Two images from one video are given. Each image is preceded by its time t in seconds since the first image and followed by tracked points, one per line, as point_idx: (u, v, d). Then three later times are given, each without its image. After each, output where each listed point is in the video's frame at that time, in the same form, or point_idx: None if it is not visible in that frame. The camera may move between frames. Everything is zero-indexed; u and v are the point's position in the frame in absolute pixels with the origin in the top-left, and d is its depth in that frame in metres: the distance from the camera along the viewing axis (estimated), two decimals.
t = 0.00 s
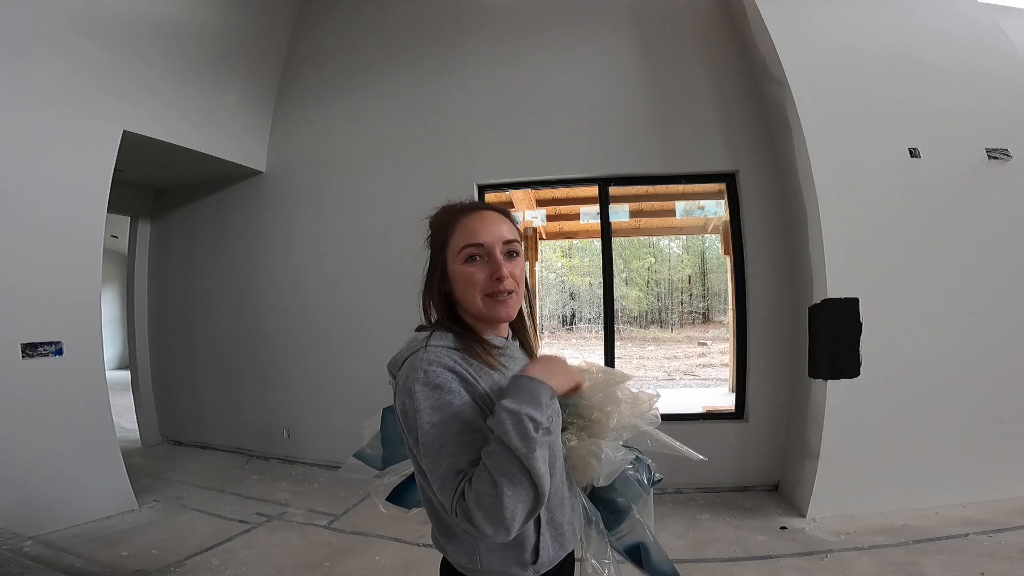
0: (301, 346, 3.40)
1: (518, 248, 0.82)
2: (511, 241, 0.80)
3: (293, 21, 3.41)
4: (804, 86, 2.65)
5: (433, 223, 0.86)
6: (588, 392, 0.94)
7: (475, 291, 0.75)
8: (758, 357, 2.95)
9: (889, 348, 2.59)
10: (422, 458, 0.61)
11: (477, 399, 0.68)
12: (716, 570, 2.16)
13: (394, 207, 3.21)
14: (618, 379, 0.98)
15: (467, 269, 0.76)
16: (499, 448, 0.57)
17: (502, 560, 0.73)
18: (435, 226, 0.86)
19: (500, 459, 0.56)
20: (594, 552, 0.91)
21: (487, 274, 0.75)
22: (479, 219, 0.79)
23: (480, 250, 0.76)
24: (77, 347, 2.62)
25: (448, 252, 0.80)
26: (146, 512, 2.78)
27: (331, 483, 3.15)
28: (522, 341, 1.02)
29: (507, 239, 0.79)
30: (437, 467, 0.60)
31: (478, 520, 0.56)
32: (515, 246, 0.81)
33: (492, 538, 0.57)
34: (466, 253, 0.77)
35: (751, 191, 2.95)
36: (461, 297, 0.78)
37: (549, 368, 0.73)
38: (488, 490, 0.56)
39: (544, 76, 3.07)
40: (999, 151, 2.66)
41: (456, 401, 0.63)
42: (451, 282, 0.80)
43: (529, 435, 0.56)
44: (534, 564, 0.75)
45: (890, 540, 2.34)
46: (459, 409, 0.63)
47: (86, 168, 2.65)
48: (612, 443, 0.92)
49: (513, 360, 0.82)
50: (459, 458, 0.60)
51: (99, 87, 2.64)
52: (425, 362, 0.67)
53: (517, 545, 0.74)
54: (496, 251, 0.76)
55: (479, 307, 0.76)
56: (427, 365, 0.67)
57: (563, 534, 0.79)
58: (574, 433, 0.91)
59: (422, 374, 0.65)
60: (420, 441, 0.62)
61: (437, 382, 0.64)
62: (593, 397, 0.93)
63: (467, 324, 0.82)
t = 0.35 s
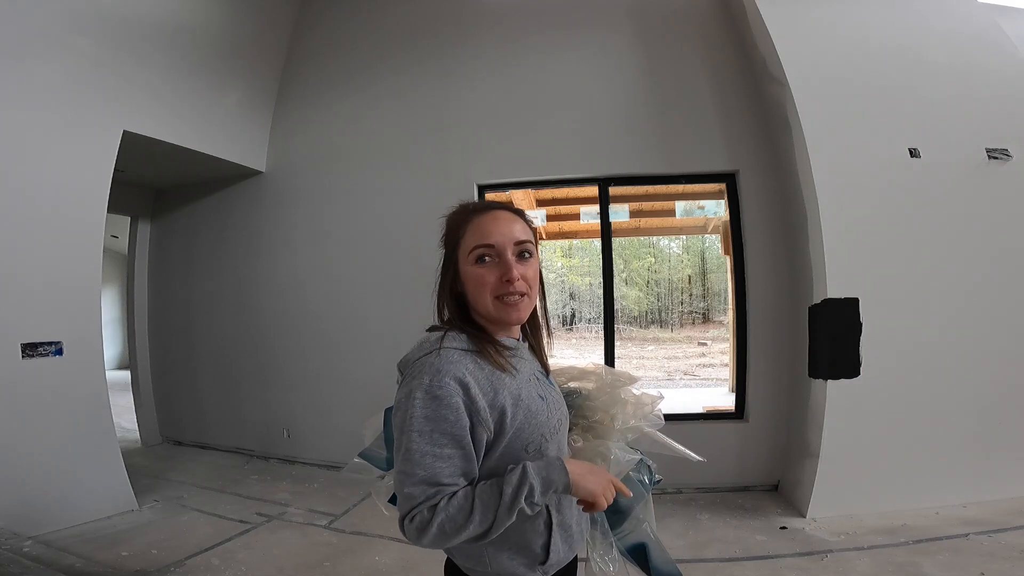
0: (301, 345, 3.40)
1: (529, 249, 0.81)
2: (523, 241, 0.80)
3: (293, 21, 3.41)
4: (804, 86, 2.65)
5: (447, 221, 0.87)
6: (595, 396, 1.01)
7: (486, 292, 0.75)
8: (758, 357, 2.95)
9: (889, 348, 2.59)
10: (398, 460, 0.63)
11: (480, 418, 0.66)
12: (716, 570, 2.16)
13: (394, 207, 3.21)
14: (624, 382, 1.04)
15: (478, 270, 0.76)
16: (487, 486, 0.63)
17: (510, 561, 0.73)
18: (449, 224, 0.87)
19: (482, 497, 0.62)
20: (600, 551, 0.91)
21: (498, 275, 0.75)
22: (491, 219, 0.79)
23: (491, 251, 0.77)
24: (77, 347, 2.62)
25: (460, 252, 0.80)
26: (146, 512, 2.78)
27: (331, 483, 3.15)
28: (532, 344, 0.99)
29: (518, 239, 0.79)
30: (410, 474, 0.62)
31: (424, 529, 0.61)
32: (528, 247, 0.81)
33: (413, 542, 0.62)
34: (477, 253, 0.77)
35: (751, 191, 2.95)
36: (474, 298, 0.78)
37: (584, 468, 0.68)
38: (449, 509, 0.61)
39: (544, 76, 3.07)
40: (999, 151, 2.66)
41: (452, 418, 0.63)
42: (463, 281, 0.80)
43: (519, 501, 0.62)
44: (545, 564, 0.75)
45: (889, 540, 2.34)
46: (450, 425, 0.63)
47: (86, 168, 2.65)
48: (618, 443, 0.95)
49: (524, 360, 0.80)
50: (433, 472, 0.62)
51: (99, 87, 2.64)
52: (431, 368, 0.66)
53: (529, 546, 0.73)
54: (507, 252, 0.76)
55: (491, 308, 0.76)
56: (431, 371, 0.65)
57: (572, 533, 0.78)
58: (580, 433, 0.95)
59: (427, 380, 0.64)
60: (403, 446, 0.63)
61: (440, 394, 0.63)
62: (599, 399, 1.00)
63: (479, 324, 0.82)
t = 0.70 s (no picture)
0: (301, 345, 3.40)
1: (539, 251, 0.80)
2: (533, 243, 0.79)
3: (293, 21, 3.42)
4: (804, 87, 2.65)
5: (459, 218, 0.86)
6: (600, 399, 1.00)
7: (490, 295, 0.76)
8: (758, 357, 2.95)
9: (889, 348, 2.59)
10: (398, 463, 0.63)
11: (483, 423, 0.66)
12: (716, 570, 2.16)
13: (394, 207, 3.21)
14: (630, 387, 1.04)
15: (483, 272, 0.77)
16: (490, 493, 0.64)
17: (513, 564, 0.73)
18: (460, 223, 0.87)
19: (486, 503, 0.62)
20: (599, 552, 0.91)
21: (502, 277, 0.76)
22: (502, 220, 0.78)
23: (497, 253, 0.77)
24: (77, 347, 2.62)
25: (468, 252, 0.81)
26: (146, 513, 2.78)
27: (331, 483, 3.15)
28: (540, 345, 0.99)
29: (527, 242, 0.78)
30: (410, 478, 0.62)
31: (426, 532, 0.61)
32: (538, 249, 0.80)
33: (414, 544, 0.62)
34: (483, 255, 0.77)
35: (751, 191, 2.95)
36: (479, 300, 0.78)
37: (586, 480, 0.69)
38: (452, 514, 0.61)
39: (544, 76, 3.07)
40: (999, 151, 2.66)
41: (456, 424, 0.62)
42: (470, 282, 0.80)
43: (522, 509, 0.62)
44: (548, 565, 0.75)
45: (889, 540, 2.34)
46: (453, 431, 0.62)
47: (86, 168, 2.65)
48: (622, 448, 0.94)
49: (529, 364, 0.80)
50: (435, 477, 0.62)
51: (99, 86, 2.64)
52: (435, 373, 0.65)
53: (531, 549, 0.73)
54: (514, 255, 0.76)
55: (495, 311, 0.76)
56: (435, 376, 0.65)
57: (576, 535, 0.78)
58: (583, 436, 0.95)
59: (431, 385, 0.64)
60: (405, 449, 0.63)
61: (444, 399, 0.63)
62: (604, 401, 1.00)
63: (485, 326, 0.82)
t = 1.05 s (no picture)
0: (301, 345, 3.40)
1: (553, 252, 0.81)
2: (549, 243, 0.79)
3: (293, 20, 3.41)
4: (804, 86, 2.65)
5: (468, 214, 0.85)
6: (601, 400, 1.01)
7: (506, 292, 0.75)
8: (758, 357, 2.95)
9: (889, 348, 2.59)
10: (398, 463, 0.63)
11: (485, 425, 0.65)
12: (716, 570, 2.16)
13: (394, 207, 3.21)
14: (632, 389, 1.04)
15: (500, 269, 0.76)
16: (489, 497, 0.63)
17: (513, 564, 0.73)
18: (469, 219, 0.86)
19: (483, 507, 0.62)
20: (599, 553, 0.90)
21: (520, 275, 0.75)
22: (520, 217, 0.79)
23: (516, 250, 0.76)
24: (77, 347, 2.62)
25: (482, 248, 0.79)
26: (146, 512, 2.78)
27: (332, 483, 3.15)
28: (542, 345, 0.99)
29: (545, 241, 0.79)
30: (410, 479, 0.62)
31: (422, 533, 0.61)
32: (553, 249, 0.81)
33: (411, 544, 0.62)
34: (501, 251, 0.77)
35: (751, 190, 2.95)
36: (491, 297, 0.77)
37: (589, 489, 0.67)
38: (449, 517, 0.61)
39: (544, 76, 3.07)
40: (999, 151, 2.65)
41: (457, 425, 0.62)
42: (482, 279, 0.80)
43: (520, 515, 0.61)
44: (549, 566, 0.74)
45: (889, 540, 2.34)
46: (454, 433, 0.62)
47: (86, 168, 2.65)
48: (622, 449, 0.94)
49: (532, 366, 0.81)
50: (434, 478, 0.61)
51: (99, 86, 2.64)
52: (439, 373, 0.66)
53: (531, 551, 0.73)
54: (532, 253, 0.77)
55: (509, 309, 0.76)
56: (438, 376, 0.65)
57: (579, 536, 0.77)
58: (584, 436, 0.95)
59: (434, 385, 0.64)
60: (405, 449, 0.63)
61: (445, 400, 0.63)
62: (606, 402, 1.01)
63: (491, 325, 0.82)
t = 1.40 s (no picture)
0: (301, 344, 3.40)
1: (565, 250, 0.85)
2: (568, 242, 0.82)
3: (293, 20, 3.41)
4: (804, 86, 2.65)
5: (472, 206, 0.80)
6: (600, 399, 1.00)
7: (549, 289, 0.75)
8: (758, 358, 2.95)
9: (890, 349, 2.59)
10: (408, 472, 0.63)
11: (494, 430, 0.65)
12: (716, 570, 2.16)
13: (394, 207, 3.22)
14: (631, 388, 1.04)
15: (544, 265, 0.74)
16: (502, 502, 0.63)
17: (520, 566, 0.74)
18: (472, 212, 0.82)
19: (497, 514, 0.62)
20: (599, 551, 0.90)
21: (562, 272, 0.76)
22: (542, 213, 0.78)
23: (555, 248, 0.77)
24: (76, 347, 2.62)
25: (517, 243, 0.74)
26: (146, 512, 2.78)
27: (332, 483, 3.15)
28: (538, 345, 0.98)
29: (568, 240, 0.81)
30: (421, 488, 0.62)
31: (436, 541, 0.61)
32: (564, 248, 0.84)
33: (424, 553, 0.62)
34: (542, 248, 0.75)
35: (751, 190, 2.95)
36: (525, 295, 0.75)
37: (601, 491, 0.67)
38: (463, 524, 0.61)
39: (544, 76, 3.07)
40: (999, 151, 2.65)
41: (466, 432, 0.62)
42: (515, 275, 0.74)
43: (535, 520, 0.62)
44: (556, 567, 0.75)
45: (890, 541, 2.34)
46: (463, 440, 0.62)
47: (86, 168, 2.65)
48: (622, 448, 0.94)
49: (534, 367, 0.81)
50: (445, 487, 0.61)
51: (99, 86, 2.64)
52: (445, 381, 0.65)
53: (538, 553, 0.74)
54: (565, 252, 0.78)
55: (546, 306, 0.76)
56: (445, 384, 0.64)
57: (585, 535, 0.77)
58: (582, 436, 0.95)
59: (440, 393, 0.63)
60: (414, 459, 0.63)
61: (453, 408, 0.63)
62: (605, 401, 1.00)
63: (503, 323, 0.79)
